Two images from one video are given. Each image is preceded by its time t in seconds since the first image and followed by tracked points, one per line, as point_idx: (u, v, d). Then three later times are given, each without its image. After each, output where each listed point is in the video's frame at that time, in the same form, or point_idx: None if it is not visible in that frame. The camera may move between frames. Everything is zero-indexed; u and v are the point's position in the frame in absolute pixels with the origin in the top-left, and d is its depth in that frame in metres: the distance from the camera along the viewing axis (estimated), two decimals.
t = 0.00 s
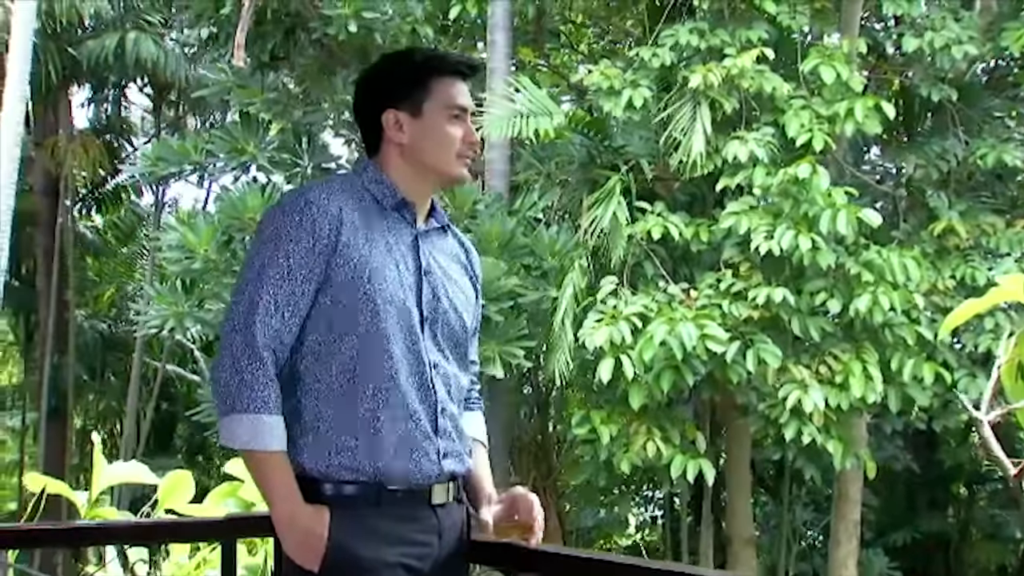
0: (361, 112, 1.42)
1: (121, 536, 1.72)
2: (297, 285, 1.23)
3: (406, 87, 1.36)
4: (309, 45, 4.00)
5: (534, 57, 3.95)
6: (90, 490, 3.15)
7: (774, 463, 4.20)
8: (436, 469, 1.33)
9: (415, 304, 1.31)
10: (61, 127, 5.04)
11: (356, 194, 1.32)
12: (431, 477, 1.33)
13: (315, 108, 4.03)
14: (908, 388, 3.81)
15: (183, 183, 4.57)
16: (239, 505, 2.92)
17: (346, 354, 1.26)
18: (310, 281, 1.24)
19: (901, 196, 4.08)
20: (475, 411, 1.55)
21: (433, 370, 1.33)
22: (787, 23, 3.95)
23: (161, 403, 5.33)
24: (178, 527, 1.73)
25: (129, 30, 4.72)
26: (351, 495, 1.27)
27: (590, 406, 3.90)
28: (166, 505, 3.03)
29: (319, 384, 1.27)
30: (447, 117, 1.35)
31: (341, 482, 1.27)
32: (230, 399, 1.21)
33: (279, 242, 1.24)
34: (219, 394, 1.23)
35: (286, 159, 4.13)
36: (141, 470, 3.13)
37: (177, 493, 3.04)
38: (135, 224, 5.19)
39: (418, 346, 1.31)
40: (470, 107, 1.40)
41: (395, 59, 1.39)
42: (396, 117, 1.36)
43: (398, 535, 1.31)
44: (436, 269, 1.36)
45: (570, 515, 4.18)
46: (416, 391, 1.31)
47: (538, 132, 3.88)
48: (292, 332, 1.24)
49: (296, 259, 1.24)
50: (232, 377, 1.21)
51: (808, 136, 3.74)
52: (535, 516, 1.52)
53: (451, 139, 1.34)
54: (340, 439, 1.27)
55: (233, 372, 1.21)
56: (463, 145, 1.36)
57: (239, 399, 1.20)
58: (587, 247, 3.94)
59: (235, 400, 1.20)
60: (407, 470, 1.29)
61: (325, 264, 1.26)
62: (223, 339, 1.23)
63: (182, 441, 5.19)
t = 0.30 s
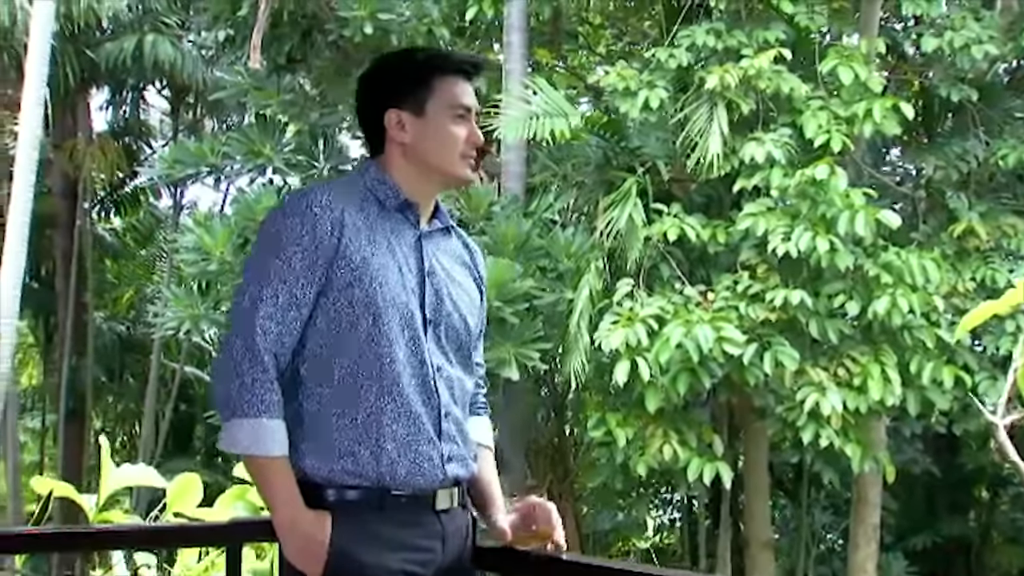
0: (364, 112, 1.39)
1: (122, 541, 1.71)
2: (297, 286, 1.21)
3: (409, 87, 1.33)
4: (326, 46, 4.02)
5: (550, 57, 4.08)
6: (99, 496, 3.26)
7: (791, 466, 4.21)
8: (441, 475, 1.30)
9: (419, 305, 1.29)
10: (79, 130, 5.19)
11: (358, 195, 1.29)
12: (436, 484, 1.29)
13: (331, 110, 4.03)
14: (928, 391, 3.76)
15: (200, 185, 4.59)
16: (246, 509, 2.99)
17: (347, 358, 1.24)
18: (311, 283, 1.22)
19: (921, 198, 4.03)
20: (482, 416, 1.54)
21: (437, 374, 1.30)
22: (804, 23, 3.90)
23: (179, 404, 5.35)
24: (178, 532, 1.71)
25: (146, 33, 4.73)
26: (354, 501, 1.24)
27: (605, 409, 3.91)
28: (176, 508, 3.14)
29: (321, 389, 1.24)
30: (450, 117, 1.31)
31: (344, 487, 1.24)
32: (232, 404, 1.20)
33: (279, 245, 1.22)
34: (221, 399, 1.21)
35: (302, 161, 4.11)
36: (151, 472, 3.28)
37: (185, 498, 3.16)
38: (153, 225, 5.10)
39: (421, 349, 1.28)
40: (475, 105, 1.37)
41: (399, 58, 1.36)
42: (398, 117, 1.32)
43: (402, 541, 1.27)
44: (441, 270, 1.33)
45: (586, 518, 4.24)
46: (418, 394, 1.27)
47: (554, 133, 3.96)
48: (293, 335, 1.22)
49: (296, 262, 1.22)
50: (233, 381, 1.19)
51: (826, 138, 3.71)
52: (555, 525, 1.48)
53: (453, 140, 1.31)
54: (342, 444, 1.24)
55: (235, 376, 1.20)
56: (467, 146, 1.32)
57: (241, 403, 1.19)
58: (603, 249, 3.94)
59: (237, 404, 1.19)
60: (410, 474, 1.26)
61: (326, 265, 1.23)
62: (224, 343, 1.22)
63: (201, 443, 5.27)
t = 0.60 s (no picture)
0: (365, 112, 1.43)
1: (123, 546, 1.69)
2: (300, 289, 1.24)
3: (410, 86, 1.37)
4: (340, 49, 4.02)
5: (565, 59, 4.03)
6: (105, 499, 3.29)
7: (810, 469, 4.18)
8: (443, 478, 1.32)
9: (420, 306, 1.31)
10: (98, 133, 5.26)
11: (360, 198, 1.32)
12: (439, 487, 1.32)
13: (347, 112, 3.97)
14: (946, 394, 3.74)
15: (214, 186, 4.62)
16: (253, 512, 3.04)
17: (349, 360, 1.26)
18: (312, 286, 1.25)
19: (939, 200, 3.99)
20: (486, 418, 1.56)
21: (439, 376, 1.33)
22: (821, 24, 3.86)
23: (196, 406, 5.38)
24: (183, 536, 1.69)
25: (163, 34, 4.73)
26: (356, 505, 1.27)
27: (621, 411, 3.88)
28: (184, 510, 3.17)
29: (322, 390, 1.27)
30: (450, 117, 1.35)
31: (346, 492, 1.27)
32: (231, 408, 1.22)
33: (281, 247, 1.25)
34: (220, 403, 1.24)
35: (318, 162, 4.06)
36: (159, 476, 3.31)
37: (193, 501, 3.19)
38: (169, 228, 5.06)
39: (422, 351, 1.30)
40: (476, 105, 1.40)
41: (401, 58, 1.38)
42: (400, 117, 1.36)
43: (404, 545, 1.30)
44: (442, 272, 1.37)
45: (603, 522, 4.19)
46: (420, 396, 1.30)
47: (568, 134, 3.96)
48: (293, 337, 1.25)
49: (295, 265, 1.24)
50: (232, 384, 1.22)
51: (843, 138, 3.69)
52: (563, 528, 1.46)
53: (453, 140, 1.35)
54: (344, 448, 1.27)
55: (234, 380, 1.22)
56: (467, 145, 1.36)
57: (239, 407, 1.22)
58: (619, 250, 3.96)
59: (237, 407, 1.22)
60: (412, 478, 1.29)
61: (327, 268, 1.26)
62: (224, 344, 1.24)
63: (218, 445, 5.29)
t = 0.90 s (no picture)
0: (367, 116, 1.57)
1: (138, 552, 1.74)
2: (302, 295, 1.37)
3: (411, 90, 1.51)
4: (356, 52, 3.99)
5: (581, 62, 4.07)
6: (114, 501, 3.31)
7: (829, 474, 4.07)
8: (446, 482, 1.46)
9: (420, 310, 1.44)
10: (115, 137, 5.27)
11: (360, 201, 1.46)
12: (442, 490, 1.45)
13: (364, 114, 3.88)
14: (965, 399, 3.70)
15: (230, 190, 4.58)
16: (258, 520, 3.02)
17: (351, 362, 1.39)
18: (312, 291, 1.38)
19: (958, 203, 3.94)
20: (491, 424, 1.68)
21: (440, 379, 1.46)
22: (838, 26, 3.82)
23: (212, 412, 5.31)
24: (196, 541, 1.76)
25: (179, 39, 4.79)
26: (357, 513, 1.40)
27: (636, 417, 3.86)
28: (190, 516, 3.16)
29: (324, 391, 1.40)
30: (451, 118, 1.49)
31: (348, 500, 1.40)
32: (233, 413, 1.35)
33: (283, 251, 1.38)
34: (223, 407, 1.37)
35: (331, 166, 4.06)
36: (166, 482, 3.29)
37: (200, 506, 3.17)
38: (189, 232, 4.95)
39: (423, 351, 1.44)
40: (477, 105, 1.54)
41: (407, 60, 1.53)
42: (401, 120, 1.50)
43: (405, 548, 1.43)
44: (443, 276, 1.50)
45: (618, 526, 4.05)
46: (420, 393, 1.43)
47: (583, 138, 3.98)
48: (296, 341, 1.38)
49: (297, 271, 1.37)
50: (234, 387, 1.35)
51: (859, 142, 3.68)
52: (573, 540, 1.59)
53: (454, 140, 1.48)
54: (347, 449, 1.40)
55: (238, 383, 1.35)
56: (467, 146, 1.49)
57: (240, 414, 1.34)
58: (634, 253, 3.93)
59: (237, 413, 1.35)
60: (413, 477, 1.42)
61: (328, 274, 1.39)
62: (227, 348, 1.38)
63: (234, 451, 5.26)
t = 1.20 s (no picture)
0: (366, 121, 1.74)
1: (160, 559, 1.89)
2: (300, 305, 1.51)
3: (411, 95, 1.68)
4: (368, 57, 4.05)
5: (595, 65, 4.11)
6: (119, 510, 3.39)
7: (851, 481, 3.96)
8: (444, 486, 1.61)
9: (419, 316, 1.60)
10: (129, 142, 5.29)
11: (362, 211, 1.61)
12: (440, 496, 1.61)
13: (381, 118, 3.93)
14: (982, 405, 3.65)
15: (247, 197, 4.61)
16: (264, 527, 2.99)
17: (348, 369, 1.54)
18: (312, 299, 1.52)
19: (976, 207, 3.86)
20: (495, 428, 1.87)
21: (438, 383, 1.62)
22: (854, 30, 3.71)
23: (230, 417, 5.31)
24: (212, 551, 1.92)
25: (194, 44, 4.76)
26: (357, 521, 1.54)
27: (651, 421, 3.83)
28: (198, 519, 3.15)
29: (322, 399, 1.55)
30: (450, 121, 1.66)
31: (348, 509, 1.54)
32: (232, 422, 1.48)
33: (281, 262, 1.51)
34: (221, 416, 1.50)
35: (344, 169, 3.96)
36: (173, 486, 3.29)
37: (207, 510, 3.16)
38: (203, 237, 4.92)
39: (423, 358, 1.59)
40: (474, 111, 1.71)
41: (410, 64, 1.69)
42: (400, 122, 1.67)
43: (404, 557, 1.57)
44: (442, 282, 1.67)
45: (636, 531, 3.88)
46: (419, 397, 1.59)
47: (597, 143, 4.01)
48: (294, 350, 1.52)
49: (298, 275, 1.51)
50: (232, 400, 1.47)
51: (876, 145, 3.63)
52: (579, 554, 1.71)
53: (454, 141, 1.65)
54: (345, 452, 1.54)
55: (239, 387, 1.48)
56: (466, 147, 1.67)
57: (238, 421, 1.47)
58: (648, 259, 3.94)
59: (238, 423, 1.47)
60: (413, 488, 1.57)
61: (327, 283, 1.53)
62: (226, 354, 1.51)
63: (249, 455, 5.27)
